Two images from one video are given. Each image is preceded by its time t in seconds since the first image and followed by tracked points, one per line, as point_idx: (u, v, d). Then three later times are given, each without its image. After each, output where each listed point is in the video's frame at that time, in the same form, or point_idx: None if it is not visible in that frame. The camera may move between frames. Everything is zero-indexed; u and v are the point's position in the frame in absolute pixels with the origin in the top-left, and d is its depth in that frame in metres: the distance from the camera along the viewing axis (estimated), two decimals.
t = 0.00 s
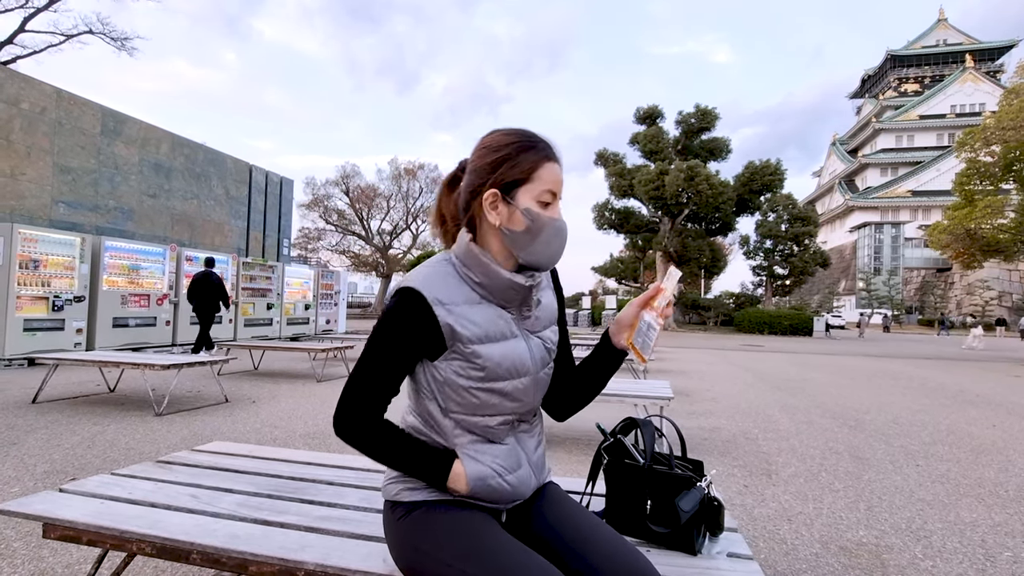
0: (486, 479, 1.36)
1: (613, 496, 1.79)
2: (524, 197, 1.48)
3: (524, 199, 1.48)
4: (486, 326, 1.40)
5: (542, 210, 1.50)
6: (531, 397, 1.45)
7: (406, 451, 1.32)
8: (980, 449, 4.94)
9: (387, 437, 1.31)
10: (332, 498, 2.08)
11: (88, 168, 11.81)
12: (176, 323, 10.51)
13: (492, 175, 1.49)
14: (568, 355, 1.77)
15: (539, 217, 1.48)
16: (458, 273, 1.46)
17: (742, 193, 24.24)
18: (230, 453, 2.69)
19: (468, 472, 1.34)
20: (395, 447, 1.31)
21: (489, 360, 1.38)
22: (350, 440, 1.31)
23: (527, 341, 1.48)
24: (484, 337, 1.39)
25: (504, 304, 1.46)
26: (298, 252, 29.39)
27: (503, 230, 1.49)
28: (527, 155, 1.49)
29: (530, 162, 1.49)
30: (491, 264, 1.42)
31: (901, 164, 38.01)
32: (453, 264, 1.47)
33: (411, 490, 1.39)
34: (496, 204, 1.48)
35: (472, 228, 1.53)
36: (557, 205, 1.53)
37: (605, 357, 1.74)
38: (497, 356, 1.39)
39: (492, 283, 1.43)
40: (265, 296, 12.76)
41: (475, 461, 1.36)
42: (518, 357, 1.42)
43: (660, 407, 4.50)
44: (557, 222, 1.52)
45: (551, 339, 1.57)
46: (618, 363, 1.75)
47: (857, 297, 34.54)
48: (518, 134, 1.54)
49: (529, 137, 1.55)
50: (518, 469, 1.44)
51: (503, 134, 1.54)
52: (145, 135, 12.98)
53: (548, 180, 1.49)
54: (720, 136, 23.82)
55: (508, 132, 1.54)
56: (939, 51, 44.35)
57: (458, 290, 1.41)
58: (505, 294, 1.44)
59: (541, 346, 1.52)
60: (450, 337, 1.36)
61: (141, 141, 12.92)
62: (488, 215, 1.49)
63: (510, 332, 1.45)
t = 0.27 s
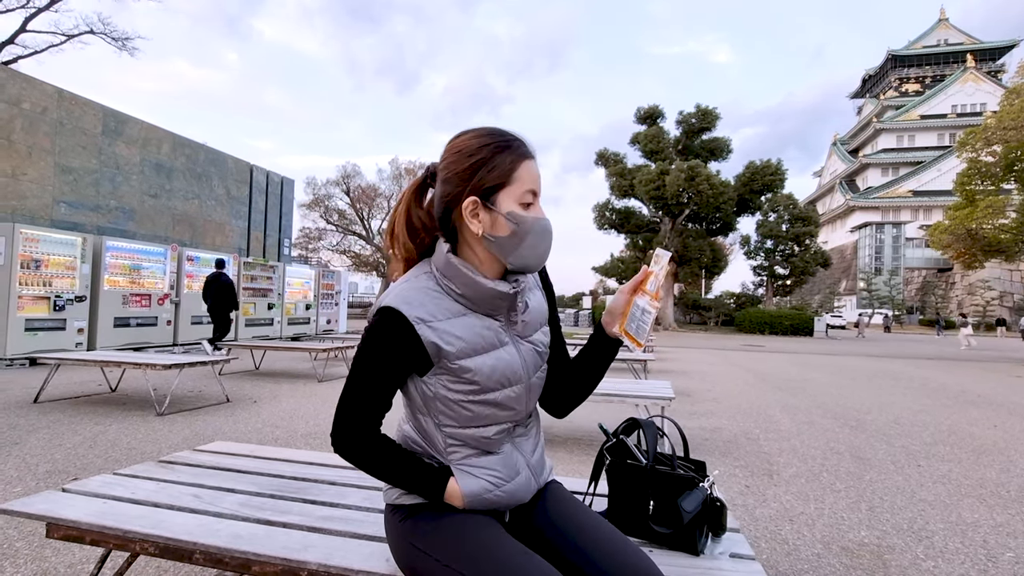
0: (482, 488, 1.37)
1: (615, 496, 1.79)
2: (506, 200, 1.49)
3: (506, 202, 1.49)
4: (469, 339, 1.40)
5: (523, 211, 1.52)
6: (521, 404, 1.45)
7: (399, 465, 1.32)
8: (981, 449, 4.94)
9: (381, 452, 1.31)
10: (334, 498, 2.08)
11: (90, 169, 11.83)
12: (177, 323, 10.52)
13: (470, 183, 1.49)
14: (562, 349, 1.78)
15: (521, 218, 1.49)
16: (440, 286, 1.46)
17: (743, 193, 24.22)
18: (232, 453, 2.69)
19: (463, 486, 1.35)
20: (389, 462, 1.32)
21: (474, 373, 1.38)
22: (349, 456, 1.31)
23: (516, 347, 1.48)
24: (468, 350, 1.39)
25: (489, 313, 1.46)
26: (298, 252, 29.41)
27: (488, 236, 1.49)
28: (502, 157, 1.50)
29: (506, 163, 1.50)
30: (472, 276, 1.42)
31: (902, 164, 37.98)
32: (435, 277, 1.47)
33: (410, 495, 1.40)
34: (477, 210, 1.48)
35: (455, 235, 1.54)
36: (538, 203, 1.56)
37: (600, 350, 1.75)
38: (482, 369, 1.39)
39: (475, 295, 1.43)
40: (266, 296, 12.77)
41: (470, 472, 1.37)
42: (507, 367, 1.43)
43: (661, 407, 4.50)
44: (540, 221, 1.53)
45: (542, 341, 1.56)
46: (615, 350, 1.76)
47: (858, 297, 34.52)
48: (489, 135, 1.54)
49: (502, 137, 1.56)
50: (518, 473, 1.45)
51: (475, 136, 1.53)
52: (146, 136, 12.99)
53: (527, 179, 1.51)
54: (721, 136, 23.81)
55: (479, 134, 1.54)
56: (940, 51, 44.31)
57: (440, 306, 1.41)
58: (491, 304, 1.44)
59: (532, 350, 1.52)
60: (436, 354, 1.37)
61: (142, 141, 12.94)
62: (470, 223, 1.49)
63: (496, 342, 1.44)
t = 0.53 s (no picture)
0: (481, 484, 1.36)
1: (617, 495, 1.79)
2: (496, 198, 1.49)
3: (496, 200, 1.49)
4: (464, 339, 1.40)
5: (514, 209, 1.51)
6: (518, 402, 1.45)
7: (400, 463, 1.33)
8: (983, 449, 4.93)
9: (383, 449, 1.33)
10: (336, 498, 2.08)
11: (91, 169, 11.83)
12: (178, 323, 10.53)
13: (459, 183, 1.50)
14: (559, 346, 1.77)
15: (512, 217, 1.49)
16: (434, 288, 1.46)
17: (744, 193, 24.20)
18: (234, 453, 2.70)
19: (465, 475, 1.35)
20: (391, 460, 1.33)
21: (469, 373, 1.38)
22: (348, 453, 1.33)
23: (512, 346, 1.47)
24: (463, 351, 1.39)
25: (484, 314, 1.46)
26: (299, 252, 29.42)
27: (480, 236, 1.50)
28: (492, 156, 1.51)
29: (495, 162, 1.50)
30: (464, 277, 1.42)
31: (903, 164, 37.95)
32: (430, 279, 1.48)
33: (412, 494, 1.41)
34: (467, 210, 1.49)
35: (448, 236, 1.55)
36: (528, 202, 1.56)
37: (595, 346, 1.74)
38: (476, 369, 1.39)
39: (468, 295, 1.43)
40: (267, 296, 12.78)
41: (470, 465, 1.36)
42: (503, 366, 1.43)
43: (662, 407, 4.50)
44: (532, 219, 1.53)
45: (539, 340, 1.56)
46: (610, 346, 1.75)
47: (859, 297, 34.49)
48: (480, 134, 1.55)
49: (492, 136, 1.56)
50: (520, 472, 1.44)
51: (463, 137, 1.54)
52: (146, 136, 12.99)
53: (516, 179, 1.51)
54: (721, 136, 23.78)
55: (468, 134, 1.54)
56: (941, 51, 44.25)
57: (434, 307, 1.41)
58: (485, 303, 1.44)
59: (528, 349, 1.51)
60: (430, 355, 1.38)
61: (143, 142, 12.94)
62: (462, 223, 1.49)
63: (492, 341, 1.44)
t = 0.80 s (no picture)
0: (481, 477, 1.36)
1: (618, 496, 1.79)
2: (496, 196, 1.50)
3: (496, 198, 1.49)
4: (465, 335, 1.41)
5: (514, 208, 1.52)
6: (518, 400, 1.45)
7: (400, 458, 1.33)
8: (984, 450, 4.92)
9: (383, 444, 1.33)
10: (338, 499, 2.09)
11: (91, 169, 11.84)
12: (178, 323, 10.54)
13: (460, 181, 1.50)
14: (559, 345, 1.76)
15: (512, 215, 1.49)
16: (435, 285, 1.47)
17: (744, 193, 24.20)
18: (236, 453, 2.70)
19: (466, 466, 1.35)
20: (390, 455, 1.33)
21: (469, 369, 1.39)
22: (347, 449, 1.33)
23: (512, 344, 1.48)
24: (463, 346, 1.40)
25: (485, 311, 1.47)
26: (300, 251, 29.43)
27: (480, 233, 1.50)
28: (493, 155, 1.51)
29: (496, 162, 1.51)
30: (465, 274, 1.42)
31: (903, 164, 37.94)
32: (431, 276, 1.48)
33: (414, 491, 1.41)
34: (468, 208, 1.49)
35: (448, 235, 1.55)
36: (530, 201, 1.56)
37: (593, 345, 1.74)
38: (476, 365, 1.40)
39: (468, 292, 1.44)
40: (267, 296, 12.79)
41: (471, 457, 1.36)
42: (503, 362, 1.43)
43: (663, 407, 4.50)
44: (532, 217, 1.53)
45: (539, 338, 1.57)
46: (608, 344, 1.76)
47: (860, 297, 34.47)
48: (481, 135, 1.56)
49: (495, 137, 1.57)
50: (521, 468, 1.44)
51: (464, 137, 1.55)
52: (147, 136, 13.00)
53: (516, 178, 1.52)
54: (722, 136, 23.79)
55: (469, 135, 1.55)
56: (941, 51, 44.23)
57: (435, 303, 1.42)
58: (485, 300, 1.45)
59: (528, 347, 1.52)
60: (431, 350, 1.38)
61: (144, 142, 12.96)
62: (462, 220, 1.50)
63: (492, 339, 1.45)
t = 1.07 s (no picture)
0: (481, 473, 1.36)
1: (619, 496, 1.79)
2: (499, 195, 1.49)
3: (499, 197, 1.49)
4: (465, 333, 1.41)
5: (516, 207, 1.52)
6: (517, 398, 1.45)
7: (399, 454, 1.33)
8: (985, 450, 4.91)
9: (383, 441, 1.33)
10: (338, 499, 2.09)
11: (92, 169, 11.84)
12: (179, 323, 10.54)
13: (462, 179, 1.50)
14: (558, 346, 1.76)
15: (514, 214, 1.49)
16: (437, 284, 1.47)
17: (745, 193, 24.19)
18: (237, 453, 2.70)
19: (466, 461, 1.35)
20: (390, 451, 1.33)
21: (469, 367, 1.39)
22: (344, 444, 1.32)
23: (512, 342, 1.48)
24: (463, 344, 1.40)
25: (485, 309, 1.47)
26: (300, 251, 29.43)
27: (485, 232, 1.50)
28: (496, 154, 1.51)
29: (499, 160, 1.51)
30: (467, 272, 1.43)
31: (904, 164, 37.90)
32: (432, 274, 1.49)
33: (416, 490, 1.41)
34: (471, 206, 1.49)
35: (450, 233, 1.55)
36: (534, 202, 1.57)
37: (593, 345, 1.74)
38: (476, 363, 1.40)
39: (468, 289, 1.44)
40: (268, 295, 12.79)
41: (470, 452, 1.36)
42: (503, 360, 1.43)
43: (663, 408, 4.50)
44: (535, 217, 1.53)
45: (538, 337, 1.57)
46: (608, 343, 1.75)
47: (860, 297, 34.45)
48: (485, 134, 1.56)
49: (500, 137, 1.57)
50: (521, 467, 1.44)
51: (468, 137, 1.55)
52: (148, 136, 13.01)
53: (519, 177, 1.51)
54: (723, 136, 23.76)
55: (473, 134, 1.55)
56: (942, 50, 44.17)
57: (435, 301, 1.42)
58: (485, 298, 1.45)
59: (527, 346, 1.52)
60: (431, 347, 1.37)
61: (144, 142, 12.96)
62: (464, 218, 1.49)
63: (492, 337, 1.45)
